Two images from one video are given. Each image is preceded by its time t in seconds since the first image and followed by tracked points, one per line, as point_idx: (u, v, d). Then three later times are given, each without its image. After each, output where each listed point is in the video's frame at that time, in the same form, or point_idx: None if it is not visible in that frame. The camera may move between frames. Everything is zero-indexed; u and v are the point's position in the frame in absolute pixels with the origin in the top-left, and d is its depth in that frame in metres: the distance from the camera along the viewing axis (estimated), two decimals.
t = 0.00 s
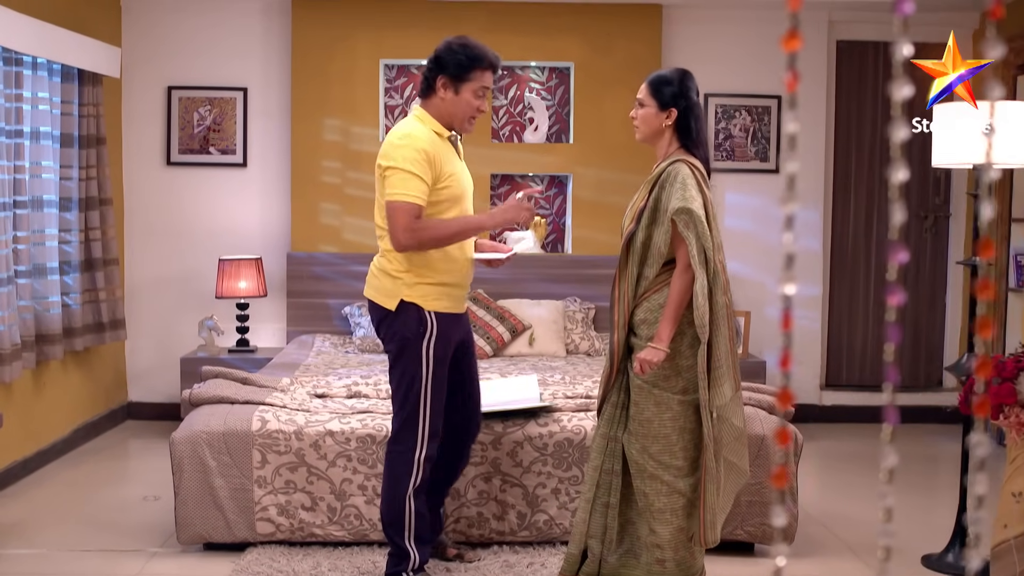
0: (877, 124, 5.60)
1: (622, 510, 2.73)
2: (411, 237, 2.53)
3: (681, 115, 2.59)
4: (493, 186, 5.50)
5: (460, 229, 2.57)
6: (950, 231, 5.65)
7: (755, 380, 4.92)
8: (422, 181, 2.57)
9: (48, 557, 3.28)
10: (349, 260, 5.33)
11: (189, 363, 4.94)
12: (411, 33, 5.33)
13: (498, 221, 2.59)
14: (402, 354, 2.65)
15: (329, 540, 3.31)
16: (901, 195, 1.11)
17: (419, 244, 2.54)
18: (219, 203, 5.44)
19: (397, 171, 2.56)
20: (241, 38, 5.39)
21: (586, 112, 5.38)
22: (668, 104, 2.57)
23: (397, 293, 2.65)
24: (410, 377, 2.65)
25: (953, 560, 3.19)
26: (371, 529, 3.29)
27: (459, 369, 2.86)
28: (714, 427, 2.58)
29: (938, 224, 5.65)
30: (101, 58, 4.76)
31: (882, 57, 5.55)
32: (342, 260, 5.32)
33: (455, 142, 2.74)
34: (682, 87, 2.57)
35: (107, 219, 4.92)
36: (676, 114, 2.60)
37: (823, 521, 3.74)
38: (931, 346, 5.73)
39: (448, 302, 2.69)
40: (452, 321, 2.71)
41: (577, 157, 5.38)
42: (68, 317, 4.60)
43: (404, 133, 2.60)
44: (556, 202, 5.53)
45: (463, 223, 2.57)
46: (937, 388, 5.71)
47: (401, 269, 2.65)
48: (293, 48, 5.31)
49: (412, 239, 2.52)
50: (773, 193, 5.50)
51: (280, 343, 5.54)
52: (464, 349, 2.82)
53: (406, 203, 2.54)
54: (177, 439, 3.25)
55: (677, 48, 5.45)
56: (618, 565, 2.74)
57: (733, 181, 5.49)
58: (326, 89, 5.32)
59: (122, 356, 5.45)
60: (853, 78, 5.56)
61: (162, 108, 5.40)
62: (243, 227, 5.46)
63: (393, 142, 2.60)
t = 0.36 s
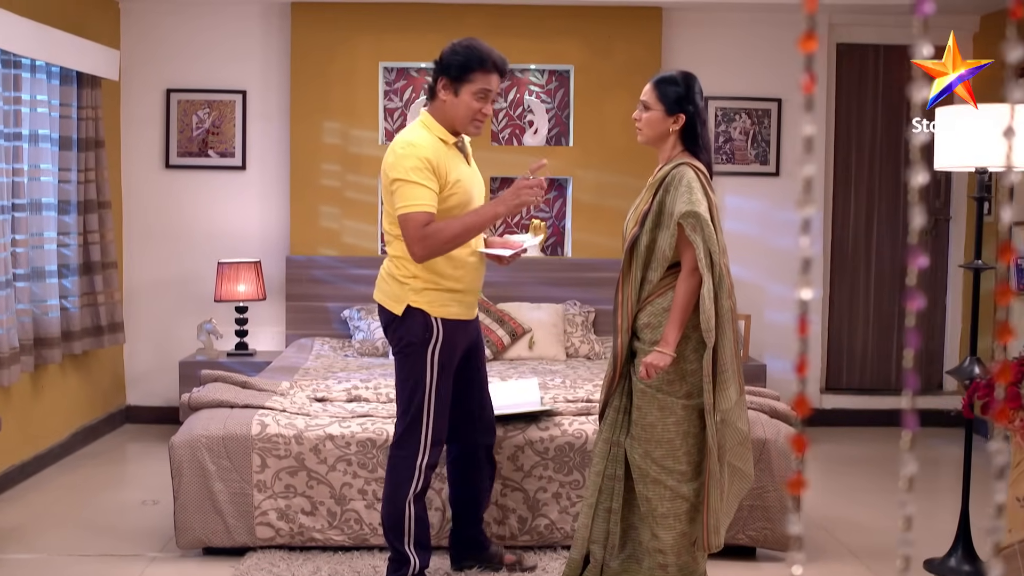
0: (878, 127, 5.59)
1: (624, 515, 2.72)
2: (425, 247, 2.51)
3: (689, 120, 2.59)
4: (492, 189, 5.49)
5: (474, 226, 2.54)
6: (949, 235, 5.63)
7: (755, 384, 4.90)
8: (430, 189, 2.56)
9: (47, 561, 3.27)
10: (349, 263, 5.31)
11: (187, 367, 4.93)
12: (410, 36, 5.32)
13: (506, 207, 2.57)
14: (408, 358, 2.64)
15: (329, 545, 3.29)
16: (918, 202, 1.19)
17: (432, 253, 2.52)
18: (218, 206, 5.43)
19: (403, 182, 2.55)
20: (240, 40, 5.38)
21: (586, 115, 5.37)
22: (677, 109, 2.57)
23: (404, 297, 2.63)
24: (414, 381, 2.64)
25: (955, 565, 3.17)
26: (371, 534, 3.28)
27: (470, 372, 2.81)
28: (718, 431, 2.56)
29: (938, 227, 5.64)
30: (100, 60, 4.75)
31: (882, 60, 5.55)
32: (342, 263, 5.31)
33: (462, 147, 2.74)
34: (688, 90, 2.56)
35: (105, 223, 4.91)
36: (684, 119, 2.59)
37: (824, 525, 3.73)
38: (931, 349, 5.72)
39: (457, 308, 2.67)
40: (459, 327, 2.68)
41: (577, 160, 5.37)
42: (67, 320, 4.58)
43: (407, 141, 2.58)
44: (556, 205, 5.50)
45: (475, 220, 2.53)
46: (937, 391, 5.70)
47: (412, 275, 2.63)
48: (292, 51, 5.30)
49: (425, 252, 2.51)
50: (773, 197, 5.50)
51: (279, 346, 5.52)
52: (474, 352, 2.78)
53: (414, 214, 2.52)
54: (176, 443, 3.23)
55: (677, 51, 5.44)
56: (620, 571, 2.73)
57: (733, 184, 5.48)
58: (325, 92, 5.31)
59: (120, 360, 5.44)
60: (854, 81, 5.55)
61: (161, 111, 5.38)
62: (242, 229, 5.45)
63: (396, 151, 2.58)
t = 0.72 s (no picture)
0: (876, 128, 5.58)
1: (624, 518, 2.71)
2: (434, 240, 2.52)
3: (690, 122, 2.58)
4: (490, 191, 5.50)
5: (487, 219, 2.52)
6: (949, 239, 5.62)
7: (753, 386, 4.89)
8: (442, 186, 2.57)
9: (43, 565, 3.25)
10: (346, 265, 5.30)
11: (184, 369, 4.91)
12: (408, 38, 5.30)
13: (513, 204, 2.50)
14: (430, 360, 2.64)
15: (327, 548, 3.28)
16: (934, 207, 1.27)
17: (444, 246, 2.53)
18: (215, 207, 5.41)
19: (415, 178, 2.57)
20: (237, 42, 5.36)
21: (583, 117, 5.36)
22: (679, 111, 2.56)
23: (420, 297, 2.66)
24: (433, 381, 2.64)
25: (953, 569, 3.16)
26: (368, 537, 3.26)
27: (490, 375, 2.77)
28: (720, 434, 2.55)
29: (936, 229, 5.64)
30: (96, 62, 4.73)
31: (880, 62, 5.54)
32: (339, 265, 5.29)
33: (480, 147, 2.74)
34: (689, 92, 2.55)
35: (101, 224, 4.88)
36: (686, 121, 2.58)
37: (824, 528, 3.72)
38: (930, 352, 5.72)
39: (475, 307, 2.65)
40: (479, 328, 2.66)
41: (574, 162, 5.36)
42: (63, 322, 4.56)
43: (422, 141, 2.60)
44: (553, 207, 5.47)
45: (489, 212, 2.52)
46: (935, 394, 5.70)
47: (426, 274, 2.65)
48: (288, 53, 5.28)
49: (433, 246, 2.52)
50: (772, 198, 5.49)
51: (276, 348, 5.50)
52: (496, 355, 2.75)
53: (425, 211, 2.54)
54: (174, 446, 3.21)
55: (675, 52, 5.43)
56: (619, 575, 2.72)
57: (731, 186, 5.48)
58: (322, 93, 5.29)
59: (116, 362, 5.41)
60: (851, 83, 5.55)
61: (157, 113, 5.36)
62: (239, 231, 5.43)
63: (412, 151, 2.61)
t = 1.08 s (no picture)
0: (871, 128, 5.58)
1: (621, 520, 2.70)
2: (423, 240, 2.53)
3: (687, 122, 2.57)
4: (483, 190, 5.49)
5: (471, 225, 2.52)
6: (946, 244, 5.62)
7: (748, 387, 4.89)
8: (441, 187, 2.56)
9: (35, 567, 3.22)
10: (340, 265, 5.28)
11: (176, 370, 4.89)
12: (402, 37, 5.29)
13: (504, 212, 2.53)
14: (434, 355, 2.63)
15: (321, 550, 3.26)
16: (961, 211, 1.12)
17: (430, 247, 2.53)
18: (208, 207, 5.38)
19: (414, 177, 2.56)
20: (230, 41, 5.34)
21: (578, 117, 5.36)
22: (676, 111, 2.55)
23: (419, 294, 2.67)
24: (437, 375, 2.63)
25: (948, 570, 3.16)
26: (363, 539, 3.24)
27: (490, 373, 2.76)
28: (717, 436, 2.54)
29: (930, 230, 5.65)
30: (88, 61, 4.70)
31: (874, 62, 5.54)
32: (333, 266, 5.28)
33: (490, 149, 2.73)
34: (687, 92, 2.54)
35: (94, 225, 4.86)
36: (683, 121, 2.58)
37: (820, 529, 3.72)
38: (925, 354, 5.73)
39: (470, 305, 2.63)
40: (479, 323, 2.64)
41: (568, 162, 5.35)
42: (55, 323, 4.53)
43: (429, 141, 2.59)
44: (548, 207, 5.48)
45: (474, 218, 2.52)
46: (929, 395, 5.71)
47: (423, 271, 2.67)
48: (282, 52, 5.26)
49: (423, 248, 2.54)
50: (766, 199, 5.50)
51: (269, 349, 5.49)
52: (500, 352, 2.73)
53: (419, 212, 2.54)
54: (167, 447, 3.19)
55: (670, 52, 5.43)
56: None
57: (727, 186, 5.49)
58: (316, 93, 5.28)
59: (108, 363, 5.38)
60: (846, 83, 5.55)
61: (150, 112, 5.34)
62: (232, 232, 5.41)
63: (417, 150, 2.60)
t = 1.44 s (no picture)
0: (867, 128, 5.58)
1: (620, 522, 2.69)
2: (429, 247, 2.52)
3: (684, 123, 2.56)
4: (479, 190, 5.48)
5: (474, 233, 2.52)
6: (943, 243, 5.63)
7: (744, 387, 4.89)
8: (443, 190, 2.54)
9: (29, 569, 3.20)
10: (335, 266, 5.26)
11: (171, 370, 4.87)
12: (397, 37, 5.27)
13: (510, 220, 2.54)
14: (432, 359, 2.61)
15: (317, 552, 3.25)
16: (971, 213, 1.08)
17: (436, 254, 2.53)
18: (202, 208, 5.36)
19: (416, 181, 2.54)
20: (225, 41, 5.32)
21: (574, 117, 5.35)
22: (672, 112, 2.54)
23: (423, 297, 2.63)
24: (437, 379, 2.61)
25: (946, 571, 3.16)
26: (360, 540, 3.23)
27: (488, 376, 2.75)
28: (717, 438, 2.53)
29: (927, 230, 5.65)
30: (82, 61, 4.67)
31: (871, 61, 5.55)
32: (328, 266, 5.26)
33: (485, 148, 2.72)
34: (684, 92, 2.53)
35: (88, 225, 4.84)
36: (679, 122, 2.57)
37: (817, 529, 3.72)
38: (920, 355, 5.73)
39: (473, 309, 2.62)
40: (481, 328, 2.63)
41: (564, 162, 5.34)
42: (49, 323, 4.51)
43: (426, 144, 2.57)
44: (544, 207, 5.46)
45: (476, 226, 2.52)
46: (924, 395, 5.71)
47: (427, 274, 2.63)
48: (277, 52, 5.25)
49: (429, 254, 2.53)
50: (762, 199, 5.49)
51: (265, 350, 5.47)
52: (497, 357, 2.73)
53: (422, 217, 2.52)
54: (163, 448, 3.18)
55: (666, 52, 5.43)
56: None
57: (725, 186, 5.49)
58: (311, 93, 5.26)
59: (103, 364, 5.36)
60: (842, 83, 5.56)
61: (144, 112, 5.31)
62: (227, 232, 5.39)
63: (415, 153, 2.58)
